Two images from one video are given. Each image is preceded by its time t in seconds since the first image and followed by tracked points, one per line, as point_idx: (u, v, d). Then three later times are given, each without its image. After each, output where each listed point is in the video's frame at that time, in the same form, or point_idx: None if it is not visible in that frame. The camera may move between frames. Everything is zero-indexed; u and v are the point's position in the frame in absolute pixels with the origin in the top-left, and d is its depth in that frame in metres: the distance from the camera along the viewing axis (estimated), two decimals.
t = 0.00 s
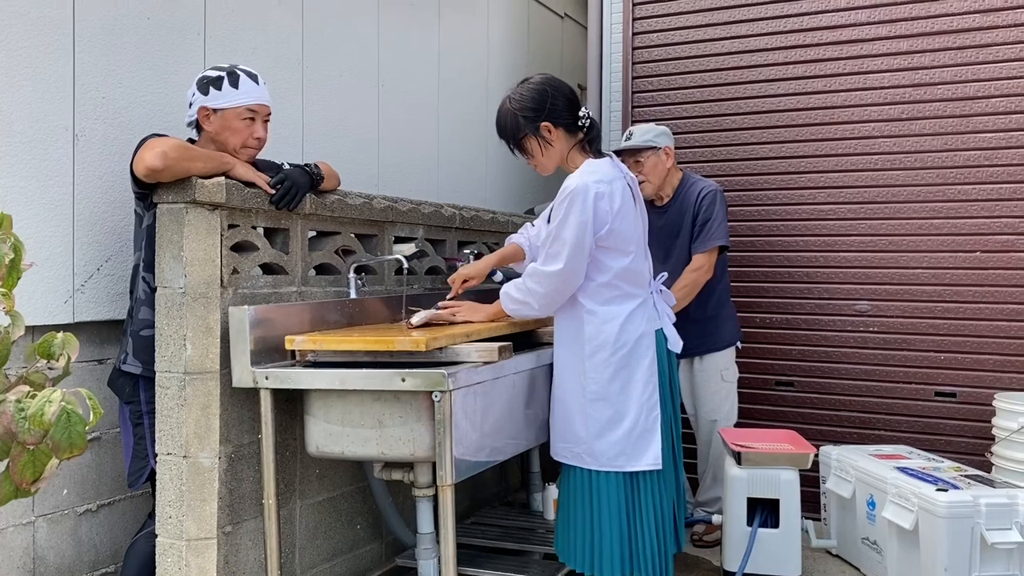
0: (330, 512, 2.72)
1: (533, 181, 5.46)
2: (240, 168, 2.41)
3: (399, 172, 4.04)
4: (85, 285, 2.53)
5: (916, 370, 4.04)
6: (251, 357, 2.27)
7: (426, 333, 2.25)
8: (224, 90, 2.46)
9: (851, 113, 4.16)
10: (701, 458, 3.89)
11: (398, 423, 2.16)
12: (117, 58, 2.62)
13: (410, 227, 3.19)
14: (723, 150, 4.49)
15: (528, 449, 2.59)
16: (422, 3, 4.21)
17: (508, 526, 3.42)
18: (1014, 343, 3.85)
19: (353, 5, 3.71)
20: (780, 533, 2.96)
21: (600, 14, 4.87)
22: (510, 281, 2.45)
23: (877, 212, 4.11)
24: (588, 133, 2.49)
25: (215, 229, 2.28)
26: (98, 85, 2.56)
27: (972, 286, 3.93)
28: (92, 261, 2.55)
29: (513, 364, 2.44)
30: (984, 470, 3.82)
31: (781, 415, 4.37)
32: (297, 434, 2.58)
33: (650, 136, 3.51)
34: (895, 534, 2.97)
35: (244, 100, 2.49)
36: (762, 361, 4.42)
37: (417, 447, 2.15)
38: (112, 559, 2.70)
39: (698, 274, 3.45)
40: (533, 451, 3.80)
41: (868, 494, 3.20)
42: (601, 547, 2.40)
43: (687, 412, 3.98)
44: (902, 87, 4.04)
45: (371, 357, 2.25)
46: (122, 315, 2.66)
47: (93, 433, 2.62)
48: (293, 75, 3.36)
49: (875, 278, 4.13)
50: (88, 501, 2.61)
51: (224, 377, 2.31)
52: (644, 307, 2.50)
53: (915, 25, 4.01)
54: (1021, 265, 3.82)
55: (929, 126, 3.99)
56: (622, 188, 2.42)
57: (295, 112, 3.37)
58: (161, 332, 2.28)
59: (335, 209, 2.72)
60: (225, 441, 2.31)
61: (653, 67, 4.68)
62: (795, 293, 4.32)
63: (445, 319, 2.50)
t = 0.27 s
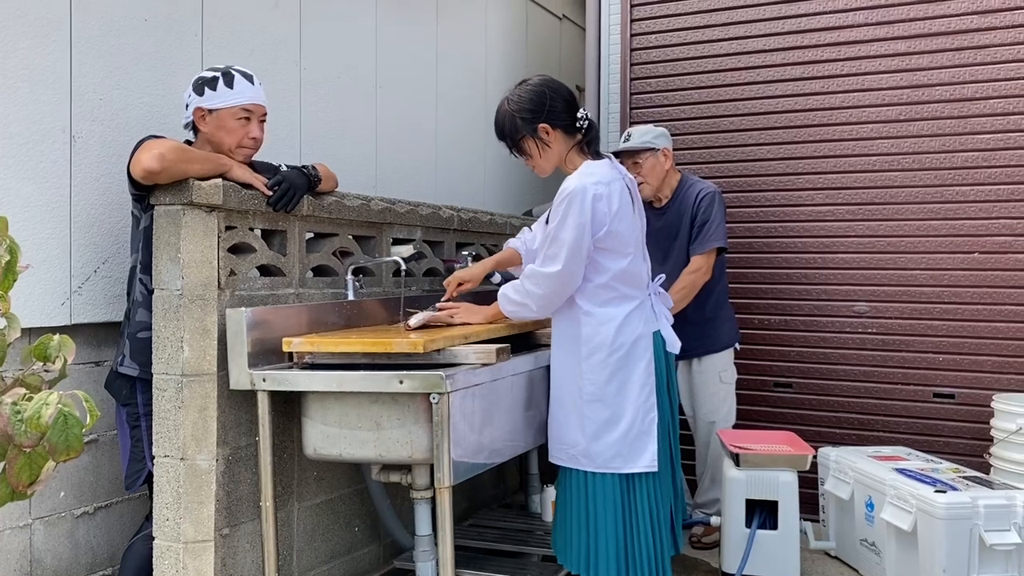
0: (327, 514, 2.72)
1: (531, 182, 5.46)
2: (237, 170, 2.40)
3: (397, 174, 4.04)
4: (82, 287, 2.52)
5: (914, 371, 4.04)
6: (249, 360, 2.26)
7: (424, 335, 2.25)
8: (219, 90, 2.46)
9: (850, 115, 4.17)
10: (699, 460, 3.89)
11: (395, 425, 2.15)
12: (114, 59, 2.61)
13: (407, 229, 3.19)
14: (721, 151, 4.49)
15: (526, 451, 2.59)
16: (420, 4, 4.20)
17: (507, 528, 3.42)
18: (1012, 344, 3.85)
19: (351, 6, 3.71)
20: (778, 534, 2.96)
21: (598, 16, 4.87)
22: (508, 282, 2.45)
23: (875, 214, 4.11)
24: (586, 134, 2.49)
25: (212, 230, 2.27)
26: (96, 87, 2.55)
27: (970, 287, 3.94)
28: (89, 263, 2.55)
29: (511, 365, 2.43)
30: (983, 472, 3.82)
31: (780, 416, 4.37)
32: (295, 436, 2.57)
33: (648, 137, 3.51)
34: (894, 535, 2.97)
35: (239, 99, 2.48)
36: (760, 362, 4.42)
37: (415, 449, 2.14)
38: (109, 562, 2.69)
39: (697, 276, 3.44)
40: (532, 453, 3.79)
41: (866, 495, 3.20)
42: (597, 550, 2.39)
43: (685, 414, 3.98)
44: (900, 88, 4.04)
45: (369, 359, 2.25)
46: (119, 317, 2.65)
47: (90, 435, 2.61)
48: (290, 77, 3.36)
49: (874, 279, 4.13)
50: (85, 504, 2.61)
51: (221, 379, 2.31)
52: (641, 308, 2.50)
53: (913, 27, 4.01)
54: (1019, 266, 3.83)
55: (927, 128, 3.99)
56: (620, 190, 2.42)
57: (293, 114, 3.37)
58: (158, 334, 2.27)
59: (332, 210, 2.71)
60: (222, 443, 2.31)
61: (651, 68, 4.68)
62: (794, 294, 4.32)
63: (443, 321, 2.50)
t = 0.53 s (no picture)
0: (326, 516, 2.72)
1: (530, 184, 5.46)
2: (236, 171, 2.40)
3: (395, 175, 4.04)
4: (80, 289, 2.52)
5: (913, 372, 4.05)
6: (248, 361, 2.26)
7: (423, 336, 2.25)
8: (217, 90, 2.46)
9: (848, 116, 4.17)
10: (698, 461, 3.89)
11: (394, 426, 2.15)
12: (112, 60, 2.61)
13: (406, 230, 3.19)
14: (720, 152, 4.50)
15: (525, 452, 2.59)
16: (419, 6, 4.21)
17: (506, 530, 3.41)
18: (1011, 345, 3.85)
19: (350, 7, 3.71)
20: (777, 535, 2.96)
21: (596, 17, 4.87)
22: (506, 284, 2.45)
23: (874, 214, 4.12)
24: (585, 135, 2.49)
25: (211, 232, 2.27)
26: (94, 88, 2.55)
27: (968, 288, 3.94)
28: (88, 264, 2.55)
29: (510, 366, 2.43)
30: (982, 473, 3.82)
31: (779, 417, 4.37)
32: (294, 437, 2.57)
33: (647, 138, 3.51)
34: (892, 536, 2.97)
35: (238, 100, 2.49)
36: (759, 363, 4.42)
37: (414, 450, 2.14)
38: (108, 563, 2.68)
39: (695, 277, 3.44)
40: (531, 454, 3.79)
41: (865, 496, 3.20)
42: (595, 551, 2.39)
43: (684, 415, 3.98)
44: (898, 89, 4.05)
45: (368, 360, 2.25)
46: (118, 318, 2.65)
47: (88, 437, 2.61)
48: (289, 78, 3.36)
49: (872, 280, 4.13)
50: (84, 505, 2.60)
51: (220, 380, 2.30)
52: (639, 309, 2.50)
53: (911, 28, 4.02)
54: (1017, 267, 3.83)
55: (926, 129, 3.99)
56: (618, 191, 2.42)
57: (292, 115, 3.37)
58: (157, 336, 2.27)
59: (331, 211, 2.71)
60: (221, 444, 2.31)
61: (650, 69, 4.69)
62: (792, 295, 4.32)
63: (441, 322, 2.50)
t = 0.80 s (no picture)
0: (325, 517, 2.71)
1: (528, 184, 5.46)
2: (235, 172, 2.40)
3: (394, 176, 4.04)
4: (79, 290, 2.52)
5: (912, 372, 4.05)
6: (247, 362, 2.26)
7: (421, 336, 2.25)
8: (220, 93, 2.46)
9: (847, 116, 4.18)
10: (697, 461, 3.89)
11: (394, 426, 2.15)
12: (111, 61, 2.61)
13: (405, 231, 3.19)
14: (718, 153, 4.50)
15: (525, 453, 2.59)
16: (418, 7, 4.21)
17: (505, 530, 3.41)
18: (1010, 345, 3.85)
19: (349, 8, 3.71)
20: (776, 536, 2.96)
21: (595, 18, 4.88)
22: (506, 285, 2.45)
23: (873, 215, 4.12)
24: (584, 136, 2.49)
25: (210, 233, 2.27)
26: (93, 89, 2.55)
27: (967, 288, 3.94)
28: (86, 265, 2.55)
29: (509, 367, 2.43)
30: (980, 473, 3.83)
31: (778, 417, 4.37)
32: (293, 438, 2.57)
33: (647, 138, 3.51)
34: (891, 536, 2.98)
35: (240, 103, 2.49)
36: (758, 364, 4.42)
37: (413, 451, 2.14)
38: (106, 565, 2.68)
39: (694, 277, 3.44)
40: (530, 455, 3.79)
41: (864, 496, 3.20)
42: (595, 551, 2.40)
43: (683, 415, 3.98)
44: (897, 90, 4.05)
45: (366, 361, 2.25)
46: (116, 319, 2.64)
47: (86, 438, 2.61)
48: (288, 79, 3.36)
49: (871, 281, 4.13)
50: (83, 507, 2.60)
51: (219, 381, 2.30)
52: (639, 310, 2.50)
53: (910, 28, 4.02)
54: (1016, 268, 3.84)
55: (924, 129, 4.00)
56: (617, 192, 2.43)
57: (291, 116, 3.37)
58: (156, 337, 2.27)
59: (329, 212, 2.71)
60: (219, 445, 2.30)
61: (649, 70, 4.69)
62: (791, 295, 4.32)
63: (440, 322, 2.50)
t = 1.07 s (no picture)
0: (324, 516, 2.71)
1: (527, 184, 5.46)
2: (233, 171, 2.39)
3: (393, 176, 4.04)
4: (77, 289, 2.52)
5: (910, 371, 4.05)
6: (245, 361, 2.25)
7: (420, 335, 2.25)
8: (224, 93, 2.45)
9: (845, 115, 4.18)
10: (696, 460, 3.89)
11: (392, 425, 2.15)
12: (109, 60, 2.61)
13: (404, 230, 3.19)
14: (716, 152, 4.50)
15: (523, 452, 2.59)
16: (416, 6, 4.21)
17: (504, 530, 3.41)
18: (1008, 344, 3.86)
19: (347, 7, 3.71)
20: (775, 535, 2.96)
21: (594, 17, 4.88)
22: (504, 283, 2.45)
23: (871, 214, 4.12)
24: (583, 134, 2.49)
25: (207, 231, 2.27)
26: (91, 88, 2.55)
27: (965, 287, 3.94)
28: (84, 264, 2.54)
29: (508, 366, 2.43)
30: (979, 472, 3.83)
31: (777, 417, 4.37)
32: (291, 437, 2.57)
33: (645, 138, 3.51)
34: (890, 535, 2.98)
35: (244, 103, 2.49)
36: (757, 363, 4.42)
37: (412, 450, 2.14)
38: (104, 564, 2.68)
39: (693, 277, 3.44)
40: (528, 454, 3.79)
41: (863, 495, 3.20)
42: (593, 550, 2.39)
43: (682, 415, 3.98)
44: (895, 89, 4.05)
45: (364, 360, 2.25)
46: (114, 319, 2.64)
47: (84, 437, 2.61)
48: (286, 78, 3.36)
49: (869, 280, 4.14)
50: (80, 506, 2.60)
51: (217, 380, 2.30)
52: (637, 309, 2.50)
53: (908, 28, 4.03)
54: (1014, 267, 3.84)
55: (922, 128, 4.00)
56: (615, 190, 2.43)
57: (289, 115, 3.37)
58: (154, 336, 2.27)
59: (328, 211, 2.71)
60: (217, 444, 2.30)
61: (647, 70, 4.69)
62: (789, 295, 4.32)
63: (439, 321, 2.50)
